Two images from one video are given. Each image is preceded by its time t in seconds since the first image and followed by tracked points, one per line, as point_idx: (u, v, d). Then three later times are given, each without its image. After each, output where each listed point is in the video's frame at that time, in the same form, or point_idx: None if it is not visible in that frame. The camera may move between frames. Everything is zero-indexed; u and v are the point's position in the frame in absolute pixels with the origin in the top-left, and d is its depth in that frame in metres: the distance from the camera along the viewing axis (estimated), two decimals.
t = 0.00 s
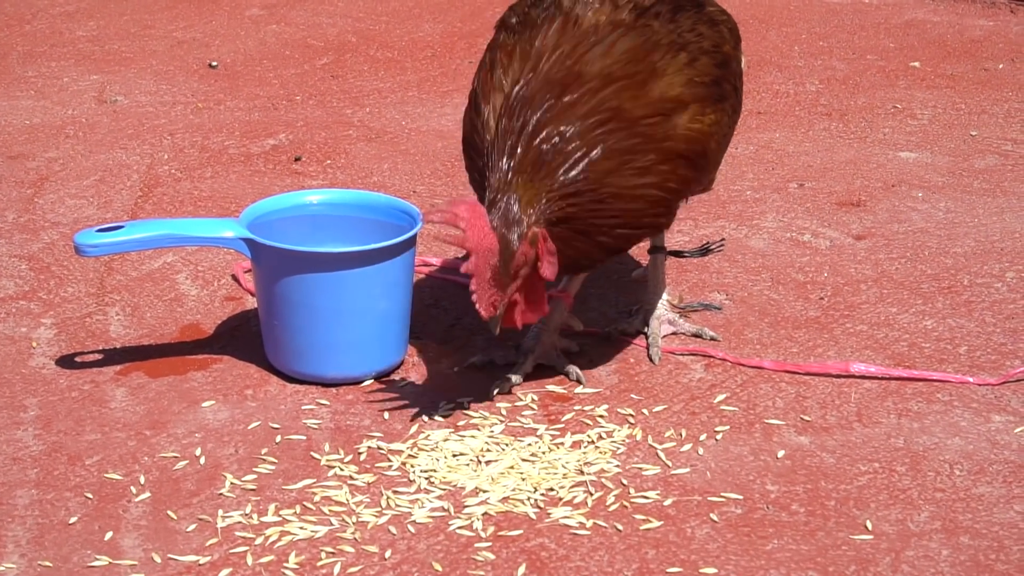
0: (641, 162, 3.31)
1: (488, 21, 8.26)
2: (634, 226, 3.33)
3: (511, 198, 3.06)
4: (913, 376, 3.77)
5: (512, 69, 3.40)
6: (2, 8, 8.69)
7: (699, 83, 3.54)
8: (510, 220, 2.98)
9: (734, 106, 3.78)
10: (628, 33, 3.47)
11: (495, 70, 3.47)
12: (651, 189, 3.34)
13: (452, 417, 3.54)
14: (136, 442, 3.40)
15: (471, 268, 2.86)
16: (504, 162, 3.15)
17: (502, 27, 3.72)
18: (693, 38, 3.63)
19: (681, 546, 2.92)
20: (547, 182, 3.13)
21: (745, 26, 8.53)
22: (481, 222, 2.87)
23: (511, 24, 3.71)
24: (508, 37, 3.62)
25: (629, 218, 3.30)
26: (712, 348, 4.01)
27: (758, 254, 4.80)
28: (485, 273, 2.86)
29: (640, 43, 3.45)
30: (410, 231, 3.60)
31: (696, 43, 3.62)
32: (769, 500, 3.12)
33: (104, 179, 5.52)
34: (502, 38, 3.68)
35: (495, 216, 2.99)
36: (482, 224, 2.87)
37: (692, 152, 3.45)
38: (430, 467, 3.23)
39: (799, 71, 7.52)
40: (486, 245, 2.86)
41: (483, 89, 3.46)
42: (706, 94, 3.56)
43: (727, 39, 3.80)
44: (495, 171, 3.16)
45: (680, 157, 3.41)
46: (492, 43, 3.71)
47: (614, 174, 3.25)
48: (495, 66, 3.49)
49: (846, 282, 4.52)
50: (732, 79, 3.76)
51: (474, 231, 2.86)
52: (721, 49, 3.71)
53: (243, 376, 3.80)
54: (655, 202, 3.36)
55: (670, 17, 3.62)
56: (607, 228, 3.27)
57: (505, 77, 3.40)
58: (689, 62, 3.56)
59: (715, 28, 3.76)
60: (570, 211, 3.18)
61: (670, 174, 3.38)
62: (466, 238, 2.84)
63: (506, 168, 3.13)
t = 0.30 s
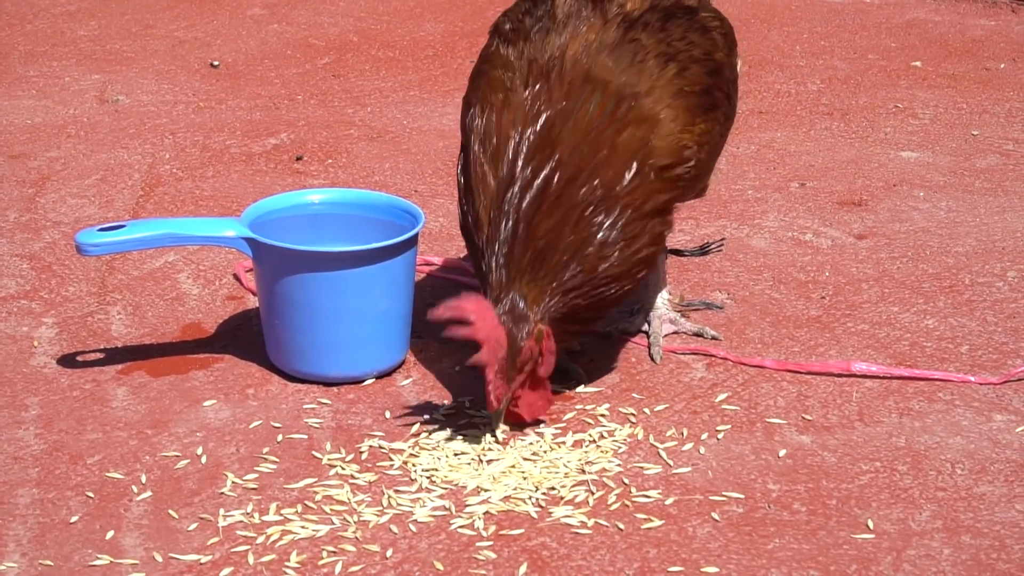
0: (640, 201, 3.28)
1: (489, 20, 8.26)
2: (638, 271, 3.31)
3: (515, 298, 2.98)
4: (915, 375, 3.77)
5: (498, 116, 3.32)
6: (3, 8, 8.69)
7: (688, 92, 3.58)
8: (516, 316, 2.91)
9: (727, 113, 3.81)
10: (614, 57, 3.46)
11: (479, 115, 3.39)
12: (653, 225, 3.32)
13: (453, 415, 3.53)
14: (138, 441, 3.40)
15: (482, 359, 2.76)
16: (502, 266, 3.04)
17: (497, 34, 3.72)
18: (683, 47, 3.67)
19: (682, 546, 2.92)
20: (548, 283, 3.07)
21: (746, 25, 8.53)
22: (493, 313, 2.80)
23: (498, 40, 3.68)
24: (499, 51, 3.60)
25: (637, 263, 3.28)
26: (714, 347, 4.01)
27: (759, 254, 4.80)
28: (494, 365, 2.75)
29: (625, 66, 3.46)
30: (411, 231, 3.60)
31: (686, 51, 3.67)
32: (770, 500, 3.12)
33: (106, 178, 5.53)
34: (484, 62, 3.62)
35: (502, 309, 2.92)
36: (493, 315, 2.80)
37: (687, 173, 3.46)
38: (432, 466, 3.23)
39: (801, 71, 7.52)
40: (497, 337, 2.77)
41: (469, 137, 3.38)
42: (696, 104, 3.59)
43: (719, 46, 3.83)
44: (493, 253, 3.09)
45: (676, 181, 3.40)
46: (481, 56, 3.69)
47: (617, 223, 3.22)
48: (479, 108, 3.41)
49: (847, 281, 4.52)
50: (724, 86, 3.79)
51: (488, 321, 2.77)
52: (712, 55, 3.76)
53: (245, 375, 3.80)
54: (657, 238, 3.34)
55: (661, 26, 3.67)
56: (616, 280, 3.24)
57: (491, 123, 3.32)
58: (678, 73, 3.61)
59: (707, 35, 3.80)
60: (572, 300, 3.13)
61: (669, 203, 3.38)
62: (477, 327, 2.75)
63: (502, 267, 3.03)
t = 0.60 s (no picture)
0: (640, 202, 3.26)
1: (488, 19, 8.25)
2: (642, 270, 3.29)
3: (514, 310, 2.94)
4: (913, 373, 3.77)
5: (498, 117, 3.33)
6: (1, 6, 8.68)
7: (687, 94, 3.57)
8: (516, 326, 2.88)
9: (725, 113, 3.80)
10: (612, 57, 3.44)
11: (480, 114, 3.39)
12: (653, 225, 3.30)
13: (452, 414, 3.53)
14: (136, 440, 3.40)
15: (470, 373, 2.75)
16: (501, 279, 3.01)
17: (496, 32, 3.73)
18: (682, 48, 3.65)
19: (681, 545, 2.92)
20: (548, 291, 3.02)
21: (745, 24, 8.52)
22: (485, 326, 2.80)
23: (497, 37, 3.69)
24: (499, 48, 3.61)
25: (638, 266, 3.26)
26: (713, 346, 4.01)
27: (757, 253, 4.79)
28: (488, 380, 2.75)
29: (625, 66, 3.44)
30: (410, 231, 3.60)
31: (684, 52, 3.65)
32: (769, 499, 3.12)
33: (104, 177, 5.52)
34: (485, 58, 3.63)
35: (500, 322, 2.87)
36: (486, 328, 2.79)
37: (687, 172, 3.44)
38: (430, 464, 3.22)
39: (799, 69, 7.52)
40: (488, 350, 2.76)
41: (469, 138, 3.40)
42: (694, 105, 3.58)
43: (719, 46, 3.81)
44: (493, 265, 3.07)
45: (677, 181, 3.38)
46: (479, 53, 3.70)
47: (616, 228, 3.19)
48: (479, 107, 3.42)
49: (846, 280, 4.52)
50: (723, 87, 3.78)
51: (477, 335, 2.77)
52: (710, 57, 3.73)
53: (243, 374, 3.79)
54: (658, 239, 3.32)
55: (660, 26, 3.64)
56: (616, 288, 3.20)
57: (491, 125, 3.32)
58: (678, 74, 3.59)
59: (707, 36, 3.78)
60: (575, 309, 3.09)
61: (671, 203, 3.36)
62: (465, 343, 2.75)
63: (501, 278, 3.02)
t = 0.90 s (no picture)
0: (644, 208, 3.27)
1: (488, 18, 8.25)
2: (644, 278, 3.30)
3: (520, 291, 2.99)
4: (913, 373, 3.77)
5: (501, 124, 3.32)
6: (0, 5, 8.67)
7: (688, 97, 3.55)
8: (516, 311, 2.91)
9: (726, 114, 3.79)
10: (613, 61, 3.45)
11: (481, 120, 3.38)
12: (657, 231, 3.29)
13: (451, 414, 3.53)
14: (136, 439, 3.39)
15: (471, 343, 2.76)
16: (513, 257, 3.06)
17: (495, 34, 3.72)
18: (682, 50, 3.64)
19: (681, 544, 2.92)
20: (553, 281, 3.06)
21: (745, 23, 8.52)
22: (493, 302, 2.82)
23: (497, 40, 3.68)
24: (499, 52, 3.60)
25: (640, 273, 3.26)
26: (712, 345, 4.01)
27: (757, 252, 4.79)
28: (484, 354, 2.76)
29: (625, 70, 3.45)
30: (409, 230, 3.60)
31: (685, 55, 3.63)
32: (769, 498, 3.12)
33: (103, 176, 5.51)
34: (485, 62, 3.62)
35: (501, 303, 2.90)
36: (493, 304, 2.81)
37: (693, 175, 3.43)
38: (429, 465, 3.22)
39: (799, 68, 7.51)
40: (489, 326, 2.77)
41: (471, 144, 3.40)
42: (695, 108, 3.55)
43: (719, 48, 3.79)
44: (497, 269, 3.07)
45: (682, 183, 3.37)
46: (478, 56, 3.69)
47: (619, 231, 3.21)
48: (480, 111, 3.41)
49: (846, 279, 4.52)
50: (725, 87, 3.75)
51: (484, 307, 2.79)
52: (712, 58, 3.71)
53: (242, 374, 3.79)
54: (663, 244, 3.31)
55: (660, 29, 3.64)
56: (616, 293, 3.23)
57: (494, 131, 3.32)
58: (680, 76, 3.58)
59: (707, 37, 3.76)
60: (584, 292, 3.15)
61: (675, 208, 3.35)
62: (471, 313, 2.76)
63: (513, 259, 3.06)
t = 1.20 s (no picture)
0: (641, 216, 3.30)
1: (488, 18, 8.24)
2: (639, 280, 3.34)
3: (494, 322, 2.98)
4: (913, 373, 3.76)
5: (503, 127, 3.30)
6: None
7: (689, 97, 3.58)
8: (488, 337, 2.92)
9: (725, 113, 3.81)
10: (616, 62, 3.44)
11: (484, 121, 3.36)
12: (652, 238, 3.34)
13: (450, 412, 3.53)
14: (135, 439, 3.39)
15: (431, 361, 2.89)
16: (490, 287, 3.04)
17: (497, 33, 3.66)
18: (684, 50, 3.63)
19: (681, 544, 2.92)
20: (531, 312, 3.04)
21: (745, 23, 8.51)
22: (461, 324, 2.97)
23: (499, 38, 3.62)
24: (500, 51, 3.55)
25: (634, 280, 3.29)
26: (712, 345, 4.00)
27: (757, 251, 4.79)
28: (440, 374, 2.86)
29: (627, 71, 3.44)
30: (409, 230, 3.60)
31: (687, 54, 3.63)
32: (769, 498, 3.11)
33: (103, 175, 5.51)
34: (487, 60, 3.57)
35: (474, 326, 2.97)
36: (458, 330, 2.95)
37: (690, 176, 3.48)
38: (430, 464, 3.21)
39: (800, 68, 7.51)
40: (451, 348, 2.89)
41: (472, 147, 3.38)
42: (697, 108, 3.60)
43: (721, 47, 3.77)
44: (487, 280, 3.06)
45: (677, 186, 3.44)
46: (480, 55, 3.63)
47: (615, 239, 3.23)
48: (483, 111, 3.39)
49: (846, 279, 4.52)
50: (724, 86, 3.77)
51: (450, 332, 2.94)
52: (714, 57, 3.71)
53: (242, 373, 3.79)
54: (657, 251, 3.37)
55: (663, 29, 3.61)
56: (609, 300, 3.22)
57: (495, 135, 3.30)
58: (682, 75, 3.60)
59: (709, 37, 3.73)
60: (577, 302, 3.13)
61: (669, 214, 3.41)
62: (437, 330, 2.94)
63: (492, 288, 3.03)
